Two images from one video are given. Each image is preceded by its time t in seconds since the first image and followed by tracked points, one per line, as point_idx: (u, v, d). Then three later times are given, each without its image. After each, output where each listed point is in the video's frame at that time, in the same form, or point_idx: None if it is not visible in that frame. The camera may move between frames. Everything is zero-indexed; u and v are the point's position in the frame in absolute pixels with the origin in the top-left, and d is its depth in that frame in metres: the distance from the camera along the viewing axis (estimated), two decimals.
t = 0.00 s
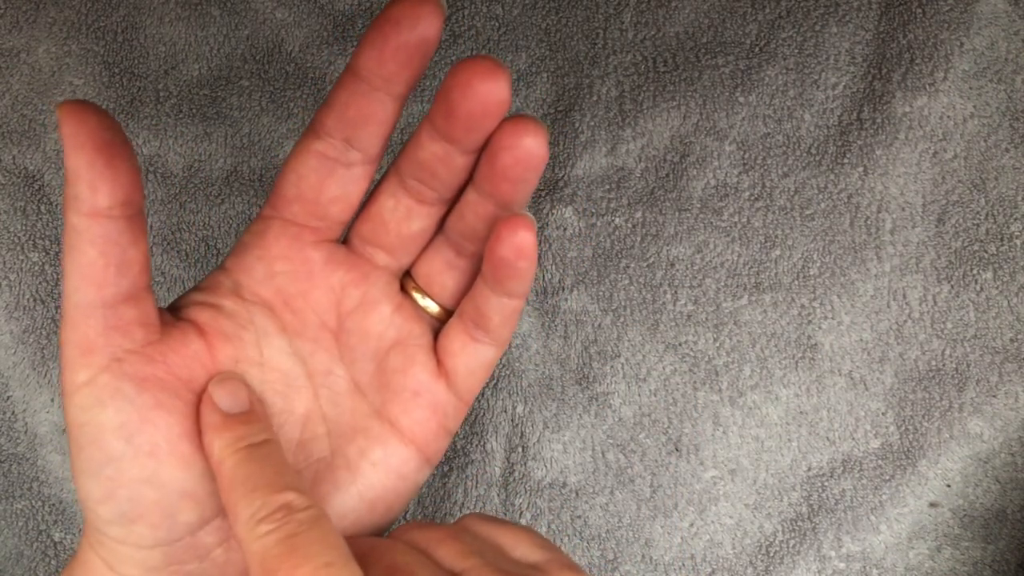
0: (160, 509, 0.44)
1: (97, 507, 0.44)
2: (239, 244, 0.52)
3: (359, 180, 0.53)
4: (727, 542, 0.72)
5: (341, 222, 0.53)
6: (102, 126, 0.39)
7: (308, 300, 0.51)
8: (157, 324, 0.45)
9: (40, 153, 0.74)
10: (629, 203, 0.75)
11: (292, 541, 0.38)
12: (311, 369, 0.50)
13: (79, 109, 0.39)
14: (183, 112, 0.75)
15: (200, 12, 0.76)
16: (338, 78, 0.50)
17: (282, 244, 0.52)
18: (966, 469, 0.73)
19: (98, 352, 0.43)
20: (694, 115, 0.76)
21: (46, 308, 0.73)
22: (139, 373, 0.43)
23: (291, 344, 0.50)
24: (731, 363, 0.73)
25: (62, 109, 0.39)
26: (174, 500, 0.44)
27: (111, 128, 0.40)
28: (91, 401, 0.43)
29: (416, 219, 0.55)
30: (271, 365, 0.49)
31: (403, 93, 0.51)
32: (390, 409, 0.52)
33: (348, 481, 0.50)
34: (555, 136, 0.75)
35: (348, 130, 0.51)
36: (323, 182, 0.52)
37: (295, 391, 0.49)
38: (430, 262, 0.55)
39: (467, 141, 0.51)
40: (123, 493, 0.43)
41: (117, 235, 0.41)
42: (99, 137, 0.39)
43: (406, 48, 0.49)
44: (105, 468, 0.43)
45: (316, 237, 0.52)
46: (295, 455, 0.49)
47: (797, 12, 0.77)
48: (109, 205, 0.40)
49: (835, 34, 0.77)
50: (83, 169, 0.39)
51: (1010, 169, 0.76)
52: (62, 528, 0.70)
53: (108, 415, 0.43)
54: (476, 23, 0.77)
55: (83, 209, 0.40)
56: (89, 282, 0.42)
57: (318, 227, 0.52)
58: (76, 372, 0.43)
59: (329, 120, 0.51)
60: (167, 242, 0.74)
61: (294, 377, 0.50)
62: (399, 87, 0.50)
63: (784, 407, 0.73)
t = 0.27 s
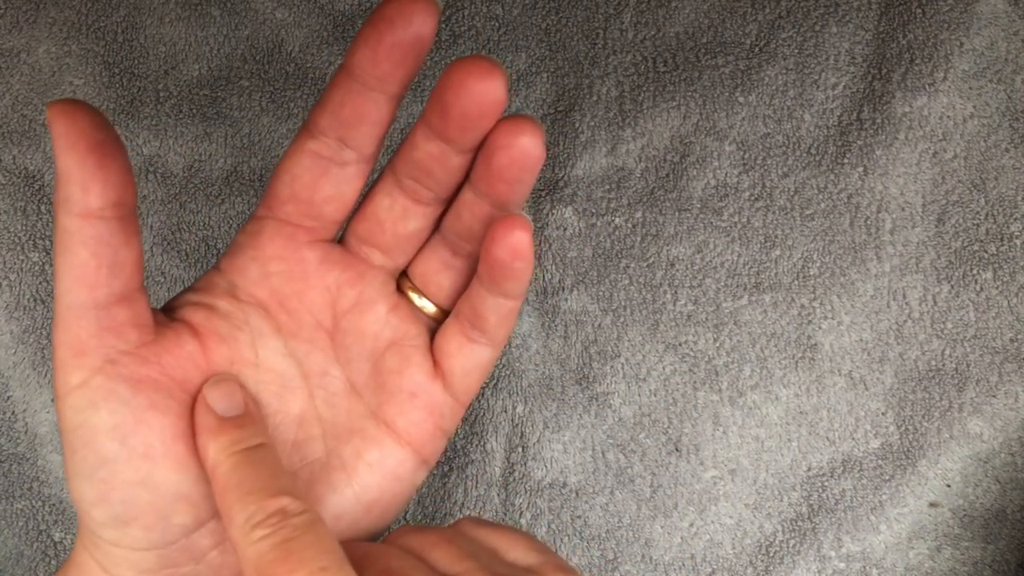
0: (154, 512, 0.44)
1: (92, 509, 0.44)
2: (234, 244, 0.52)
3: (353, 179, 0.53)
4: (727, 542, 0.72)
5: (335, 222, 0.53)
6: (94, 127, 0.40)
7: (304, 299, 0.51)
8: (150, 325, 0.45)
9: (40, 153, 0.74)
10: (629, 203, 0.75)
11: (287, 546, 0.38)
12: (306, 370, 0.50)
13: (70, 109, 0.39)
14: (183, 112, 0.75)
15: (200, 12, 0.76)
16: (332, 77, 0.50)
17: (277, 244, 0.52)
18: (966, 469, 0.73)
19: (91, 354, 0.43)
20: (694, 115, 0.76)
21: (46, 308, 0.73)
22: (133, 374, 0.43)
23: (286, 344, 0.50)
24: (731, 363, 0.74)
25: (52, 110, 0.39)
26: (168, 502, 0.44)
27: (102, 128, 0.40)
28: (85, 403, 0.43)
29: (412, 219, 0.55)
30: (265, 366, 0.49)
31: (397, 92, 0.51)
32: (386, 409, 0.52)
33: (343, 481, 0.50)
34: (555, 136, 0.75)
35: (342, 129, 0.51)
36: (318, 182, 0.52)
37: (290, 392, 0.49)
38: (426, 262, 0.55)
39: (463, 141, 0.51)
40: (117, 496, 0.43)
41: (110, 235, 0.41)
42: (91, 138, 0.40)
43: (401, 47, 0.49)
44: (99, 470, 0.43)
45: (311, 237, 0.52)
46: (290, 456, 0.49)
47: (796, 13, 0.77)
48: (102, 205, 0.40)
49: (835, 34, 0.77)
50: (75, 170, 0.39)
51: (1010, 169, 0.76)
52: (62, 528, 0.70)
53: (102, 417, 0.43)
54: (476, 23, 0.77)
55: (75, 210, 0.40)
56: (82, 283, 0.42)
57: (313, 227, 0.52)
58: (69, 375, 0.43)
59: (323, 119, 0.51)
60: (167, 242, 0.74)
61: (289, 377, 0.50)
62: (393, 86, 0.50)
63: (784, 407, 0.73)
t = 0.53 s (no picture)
0: (153, 512, 0.44)
1: (91, 510, 0.44)
2: (233, 244, 0.52)
3: (352, 179, 0.53)
4: (727, 542, 0.72)
5: (334, 222, 0.53)
6: (94, 128, 0.40)
7: (302, 299, 0.51)
8: (150, 326, 0.45)
9: (40, 153, 0.74)
10: (629, 203, 0.75)
11: (287, 546, 0.38)
12: (305, 370, 0.50)
13: (69, 110, 0.39)
14: (183, 112, 0.75)
15: (200, 12, 0.76)
16: (330, 77, 0.50)
17: (276, 245, 0.52)
18: (966, 469, 0.73)
19: (91, 354, 0.43)
20: (694, 115, 0.76)
21: (46, 308, 0.73)
22: (133, 375, 0.43)
23: (285, 344, 0.50)
24: (731, 363, 0.73)
25: (52, 110, 0.39)
26: (168, 503, 0.44)
27: (102, 128, 0.40)
28: (84, 404, 0.43)
29: (411, 220, 0.55)
30: (265, 366, 0.49)
31: (394, 92, 0.51)
32: (385, 409, 0.52)
33: (343, 482, 0.50)
34: (555, 136, 0.75)
35: (340, 129, 0.51)
36: (316, 182, 0.52)
37: (289, 392, 0.49)
38: (425, 263, 0.55)
39: (462, 142, 0.51)
40: (116, 496, 0.43)
41: (109, 236, 0.41)
42: (90, 139, 0.40)
43: (398, 47, 0.49)
44: (98, 471, 0.43)
45: (310, 237, 0.52)
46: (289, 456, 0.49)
47: (797, 13, 0.77)
48: (101, 205, 0.40)
49: (835, 34, 0.77)
50: (74, 170, 0.39)
51: (1010, 169, 0.76)
52: (62, 528, 0.70)
53: (102, 417, 0.43)
54: (476, 23, 0.77)
55: (75, 210, 0.40)
56: (81, 284, 0.42)
57: (312, 228, 0.52)
58: (69, 375, 0.43)
59: (321, 120, 0.51)
60: (167, 242, 0.74)
61: (288, 377, 0.50)
62: (390, 86, 0.50)
63: (784, 407, 0.73)
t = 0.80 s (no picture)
0: (158, 501, 0.44)
1: (94, 499, 0.44)
2: (234, 242, 0.52)
3: (347, 176, 0.53)
4: (727, 542, 0.72)
5: (333, 217, 0.53)
6: (103, 125, 0.39)
7: (302, 295, 0.51)
8: (154, 319, 0.45)
9: (40, 153, 0.74)
10: (629, 203, 0.75)
11: (278, 507, 0.37)
12: (305, 364, 0.50)
13: (78, 107, 0.39)
14: (183, 112, 0.75)
15: (200, 12, 0.76)
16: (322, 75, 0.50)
17: (276, 241, 0.52)
18: (966, 469, 0.73)
19: (97, 346, 0.43)
20: (694, 115, 0.76)
21: (46, 308, 0.73)
22: (138, 366, 0.44)
23: (286, 339, 0.50)
24: (731, 363, 0.73)
25: (62, 110, 0.39)
26: (172, 491, 0.44)
27: (110, 126, 0.40)
28: (89, 394, 0.43)
29: (410, 217, 0.55)
30: (266, 360, 0.49)
31: (387, 88, 0.51)
32: (384, 404, 0.52)
33: (343, 474, 0.50)
34: (555, 136, 0.75)
35: (335, 127, 0.51)
36: (314, 179, 0.52)
37: (290, 386, 0.49)
38: (428, 265, 0.55)
39: (460, 140, 0.51)
40: (120, 486, 0.43)
41: (116, 232, 0.41)
42: (99, 136, 0.39)
43: (389, 44, 0.49)
44: (102, 461, 0.43)
45: (311, 234, 0.52)
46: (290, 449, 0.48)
47: (797, 12, 0.77)
48: (108, 202, 0.40)
49: (835, 34, 0.77)
50: (82, 167, 0.39)
51: (1010, 169, 0.76)
52: (62, 528, 0.70)
53: (107, 407, 0.43)
54: (476, 23, 0.77)
55: (82, 207, 0.40)
56: (87, 279, 0.42)
57: (312, 224, 0.52)
58: (74, 367, 0.43)
59: (316, 118, 0.51)
60: (167, 242, 0.74)
61: (289, 371, 0.50)
62: (383, 82, 0.50)
63: (784, 407, 0.73)
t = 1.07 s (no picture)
0: (163, 505, 0.43)
1: (101, 502, 0.44)
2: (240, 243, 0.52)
3: (361, 175, 0.53)
4: (726, 542, 0.72)
5: (344, 218, 0.53)
6: (111, 126, 0.40)
7: (313, 297, 0.51)
8: (161, 323, 0.45)
9: (40, 153, 0.74)
10: (629, 203, 0.75)
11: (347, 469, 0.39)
12: (315, 367, 0.50)
13: (86, 107, 0.39)
14: (184, 112, 0.75)
15: (200, 12, 0.76)
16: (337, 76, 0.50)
17: (287, 242, 0.52)
18: (966, 469, 0.73)
19: (104, 349, 0.43)
20: (694, 115, 0.76)
21: (46, 308, 0.73)
22: (144, 369, 0.43)
23: (297, 341, 0.50)
24: (731, 363, 0.74)
25: (69, 108, 0.39)
26: (178, 495, 0.43)
27: (118, 126, 0.40)
28: (96, 398, 0.43)
29: (423, 220, 0.55)
30: (275, 363, 0.48)
31: (402, 89, 0.51)
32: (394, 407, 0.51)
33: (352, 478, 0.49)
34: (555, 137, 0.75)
35: (350, 128, 0.51)
36: (327, 180, 0.52)
37: (299, 388, 0.48)
38: (439, 266, 0.56)
39: (478, 144, 0.51)
40: (126, 490, 0.43)
41: (123, 234, 0.41)
42: (107, 136, 0.40)
43: (406, 46, 0.49)
44: (108, 465, 0.43)
45: (322, 236, 0.52)
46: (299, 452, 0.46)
47: (797, 12, 0.77)
48: (116, 203, 0.41)
49: (835, 34, 0.77)
50: (90, 168, 0.39)
51: (1010, 169, 0.76)
52: (62, 528, 0.71)
53: (113, 411, 0.43)
54: (476, 23, 0.77)
55: (90, 207, 0.40)
56: (95, 280, 0.42)
57: (323, 225, 0.52)
58: (81, 370, 0.43)
59: (330, 119, 0.51)
60: (167, 242, 0.74)
61: (299, 374, 0.49)
62: (399, 83, 0.50)
63: (784, 407, 0.73)
